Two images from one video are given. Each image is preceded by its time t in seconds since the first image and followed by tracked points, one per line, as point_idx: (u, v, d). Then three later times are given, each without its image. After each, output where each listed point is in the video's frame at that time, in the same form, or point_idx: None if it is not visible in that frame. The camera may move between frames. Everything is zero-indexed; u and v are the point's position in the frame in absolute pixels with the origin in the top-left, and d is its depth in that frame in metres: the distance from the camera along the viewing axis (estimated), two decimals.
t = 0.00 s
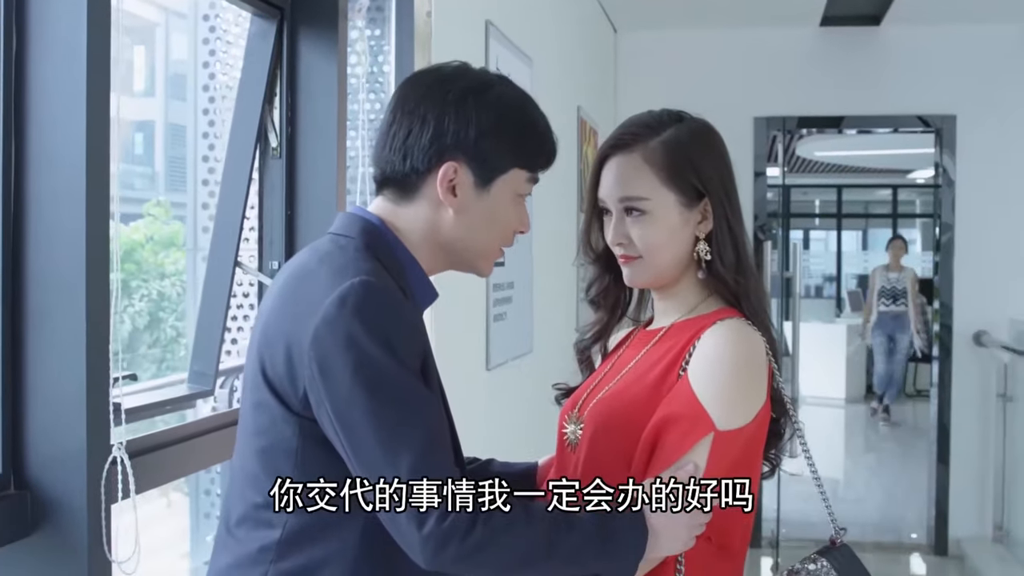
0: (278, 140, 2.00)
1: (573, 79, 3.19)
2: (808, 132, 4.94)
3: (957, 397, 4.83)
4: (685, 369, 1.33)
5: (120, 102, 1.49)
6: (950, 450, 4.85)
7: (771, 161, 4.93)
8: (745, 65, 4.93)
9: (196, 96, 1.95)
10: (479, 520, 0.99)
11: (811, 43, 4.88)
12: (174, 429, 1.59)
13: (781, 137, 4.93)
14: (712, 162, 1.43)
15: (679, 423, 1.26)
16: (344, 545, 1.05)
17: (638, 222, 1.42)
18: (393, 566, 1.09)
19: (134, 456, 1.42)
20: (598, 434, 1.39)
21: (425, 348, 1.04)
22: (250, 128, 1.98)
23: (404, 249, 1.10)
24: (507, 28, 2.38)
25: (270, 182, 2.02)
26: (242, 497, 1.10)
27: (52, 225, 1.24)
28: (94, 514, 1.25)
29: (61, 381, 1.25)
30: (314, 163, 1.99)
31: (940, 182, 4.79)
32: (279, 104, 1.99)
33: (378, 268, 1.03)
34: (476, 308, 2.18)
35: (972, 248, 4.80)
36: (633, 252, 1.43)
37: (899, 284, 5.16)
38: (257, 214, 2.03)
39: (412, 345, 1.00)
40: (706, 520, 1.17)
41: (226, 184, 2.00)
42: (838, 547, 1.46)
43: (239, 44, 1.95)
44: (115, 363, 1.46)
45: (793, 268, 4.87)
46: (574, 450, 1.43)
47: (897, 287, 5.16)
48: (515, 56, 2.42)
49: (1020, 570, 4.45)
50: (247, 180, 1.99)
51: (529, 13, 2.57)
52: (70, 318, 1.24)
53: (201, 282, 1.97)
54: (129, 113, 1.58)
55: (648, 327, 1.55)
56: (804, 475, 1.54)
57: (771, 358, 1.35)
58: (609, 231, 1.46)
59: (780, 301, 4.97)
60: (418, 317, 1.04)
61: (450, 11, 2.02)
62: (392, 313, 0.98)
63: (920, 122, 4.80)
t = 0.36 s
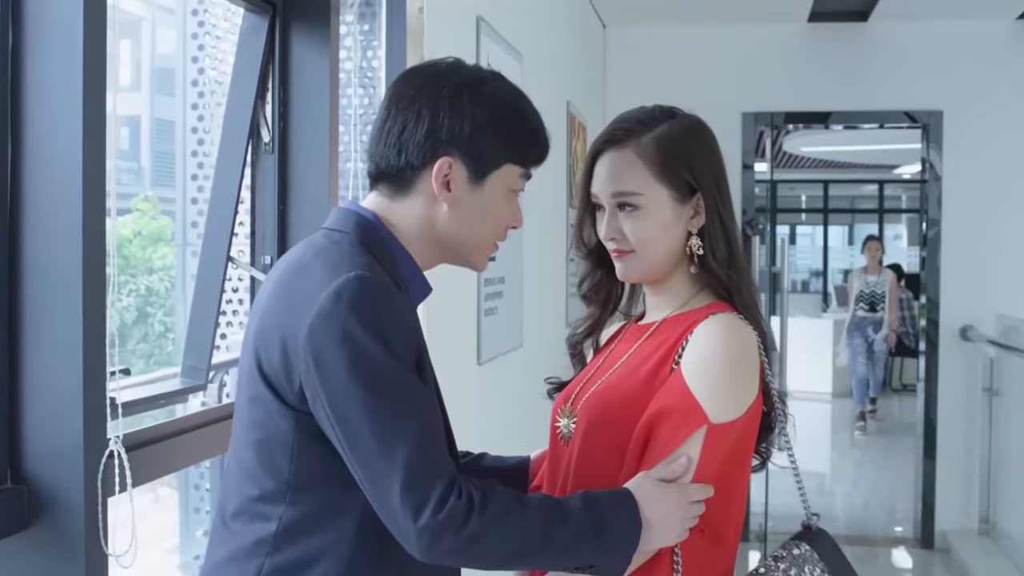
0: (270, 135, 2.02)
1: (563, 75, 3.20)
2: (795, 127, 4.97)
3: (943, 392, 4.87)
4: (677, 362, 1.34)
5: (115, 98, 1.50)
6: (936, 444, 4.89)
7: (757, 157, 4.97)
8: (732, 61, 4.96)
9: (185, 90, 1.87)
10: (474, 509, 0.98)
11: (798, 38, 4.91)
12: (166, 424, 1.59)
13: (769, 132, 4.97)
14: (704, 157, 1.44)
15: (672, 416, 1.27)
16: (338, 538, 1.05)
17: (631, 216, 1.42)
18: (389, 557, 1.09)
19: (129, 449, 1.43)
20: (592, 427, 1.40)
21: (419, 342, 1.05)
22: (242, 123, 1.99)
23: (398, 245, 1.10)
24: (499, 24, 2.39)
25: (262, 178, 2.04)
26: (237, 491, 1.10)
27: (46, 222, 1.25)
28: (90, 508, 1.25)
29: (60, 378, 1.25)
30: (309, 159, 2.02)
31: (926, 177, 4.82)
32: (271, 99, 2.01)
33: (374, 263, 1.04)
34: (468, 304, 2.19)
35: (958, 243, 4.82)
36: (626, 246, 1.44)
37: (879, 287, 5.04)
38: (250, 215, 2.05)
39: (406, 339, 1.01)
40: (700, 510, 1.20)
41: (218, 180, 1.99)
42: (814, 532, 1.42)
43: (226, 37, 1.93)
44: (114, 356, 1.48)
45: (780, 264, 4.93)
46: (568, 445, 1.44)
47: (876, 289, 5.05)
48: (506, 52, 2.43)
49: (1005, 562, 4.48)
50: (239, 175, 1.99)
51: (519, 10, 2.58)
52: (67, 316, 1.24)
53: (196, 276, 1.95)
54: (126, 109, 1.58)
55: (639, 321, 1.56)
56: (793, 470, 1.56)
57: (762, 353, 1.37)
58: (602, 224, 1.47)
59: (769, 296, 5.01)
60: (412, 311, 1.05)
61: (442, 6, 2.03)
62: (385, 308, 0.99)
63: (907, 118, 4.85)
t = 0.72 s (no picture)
0: (264, 130, 2.03)
1: (555, 71, 3.21)
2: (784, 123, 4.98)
3: (931, 386, 4.88)
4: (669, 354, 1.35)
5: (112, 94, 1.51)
6: (925, 439, 4.91)
7: (747, 152, 4.99)
8: (722, 57, 4.97)
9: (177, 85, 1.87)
10: (471, 502, 0.99)
11: (788, 34, 4.92)
12: (161, 418, 1.60)
13: (759, 128, 4.98)
14: (695, 153, 1.45)
15: (664, 408, 1.28)
16: (336, 530, 1.06)
17: (623, 211, 1.43)
18: (387, 549, 1.10)
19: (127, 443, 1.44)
20: (585, 421, 1.41)
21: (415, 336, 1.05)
22: (236, 118, 1.99)
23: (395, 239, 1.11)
24: (491, 20, 2.40)
25: (256, 172, 2.04)
26: (235, 484, 1.11)
27: (43, 219, 1.25)
28: (89, 503, 1.26)
29: (58, 373, 1.25)
30: (301, 154, 2.03)
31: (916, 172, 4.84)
32: (265, 94, 2.01)
33: (370, 257, 1.05)
34: (461, 299, 2.20)
35: (947, 238, 4.84)
36: (618, 241, 1.45)
37: (862, 278, 5.14)
38: (243, 214, 2.05)
39: (402, 332, 1.02)
40: (693, 501, 1.20)
41: (213, 175, 2.00)
42: (781, 514, 1.42)
43: (217, 33, 1.95)
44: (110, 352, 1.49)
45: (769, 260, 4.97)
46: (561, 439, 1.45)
47: (859, 280, 5.15)
48: (499, 48, 2.44)
49: (992, 555, 4.50)
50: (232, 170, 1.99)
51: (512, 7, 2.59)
52: (67, 311, 1.25)
53: (189, 270, 1.96)
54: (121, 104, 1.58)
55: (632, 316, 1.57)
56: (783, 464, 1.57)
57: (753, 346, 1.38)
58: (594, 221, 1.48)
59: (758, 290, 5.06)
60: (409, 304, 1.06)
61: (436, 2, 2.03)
62: (381, 301, 1.00)
63: (895, 113, 4.86)
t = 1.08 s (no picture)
0: (258, 127, 2.03)
1: (545, 69, 3.22)
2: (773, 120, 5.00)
3: (919, 382, 4.90)
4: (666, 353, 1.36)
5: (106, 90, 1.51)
6: (913, 434, 4.92)
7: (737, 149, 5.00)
8: (711, 54, 4.98)
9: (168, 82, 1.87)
10: (470, 500, 1.00)
11: (776, 31, 4.94)
12: (157, 414, 1.60)
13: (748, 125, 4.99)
14: (688, 149, 1.46)
15: (662, 406, 1.29)
16: (337, 525, 1.06)
17: (618, 207, 1.44)
18: (386, 543, 1.11)
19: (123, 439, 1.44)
20: (583, 418, 1.42)
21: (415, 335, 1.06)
22: (229, 115, 2.00)
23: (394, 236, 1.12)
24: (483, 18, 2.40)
25: (250, 170, 2.05)
26: (235, 480, 1.11)
27: (42, 215, 1.25)
28: (86, 499, 1.26)
29: (55, 369, 1.26)
30: (296, 153, 2.04)
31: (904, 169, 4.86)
32: (259, 91, 2.02)
33: (371, 256, 1.05)
34: (453, 295, 2.20)
35: (936, 234, 4.86)
36: (612, 236, 1.45)
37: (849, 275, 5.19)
38: (236, 212, 2.05)
39: (402, 331, 1.03)
40: (689, 499, 1.21)
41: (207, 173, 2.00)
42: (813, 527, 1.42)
43: (208, 30, 1.93)
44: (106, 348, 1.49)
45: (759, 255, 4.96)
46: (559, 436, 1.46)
47: (846, 277, 5.17)
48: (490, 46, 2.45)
49: (980, 549, 4.52)
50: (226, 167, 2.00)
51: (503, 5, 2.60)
52: (64, 307, 1.25)
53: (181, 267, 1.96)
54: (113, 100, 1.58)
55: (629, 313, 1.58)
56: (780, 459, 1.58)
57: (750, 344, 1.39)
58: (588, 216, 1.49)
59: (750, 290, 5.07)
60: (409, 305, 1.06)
61: None
62: (382, 301, 1.01)
63: (883, 111, 4.87)
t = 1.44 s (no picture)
0: (251, 126, 2.04)
1: (536, 70, 3.23)
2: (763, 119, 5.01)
3: (908, 381, 4.92)
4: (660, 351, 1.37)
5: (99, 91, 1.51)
6: (902, 434, 4.94)
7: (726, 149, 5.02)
8: (700, 53, 5.00)
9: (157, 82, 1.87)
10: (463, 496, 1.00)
11: (766, 31, 4.95)
12: (152, 413, 1.61)
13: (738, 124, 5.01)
14: (682, 148, 1.47)
15: (654, 403, 1.30)
16: (333, 522, 1.07)
17: (614, 206, 1.44)
18: (383, 540, 1.11)
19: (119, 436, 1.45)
20: (578, 415, 1.43)
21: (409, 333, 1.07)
22: (222, 114, 2.00)
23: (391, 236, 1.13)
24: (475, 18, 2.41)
25: (243, 169, 2.06)
26: (233, 477, 1.12)
27: (40, 213, 1.26)
28: (84, 498, 1.27)
29: (53, 368, 1.26)
30: (288, 151, 2.04)
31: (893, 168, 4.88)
32: (252, 90, 2.03)
33: (367, 254, 1.06)
34: (447, 295, 2.21)
35: (924, 233, 4.88)
36: (608, 236, 1.46)
37: (836, 279, 5.21)
38: (230, 211, 2.05)
39: (396, 330, 1.03)
40: (683, 494, 1.21)
41: (200, 174, 2.00)
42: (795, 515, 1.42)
43: (198, 29, 1.94)
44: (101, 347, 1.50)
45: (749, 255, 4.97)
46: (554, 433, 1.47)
47: (835, 281, 5.20)
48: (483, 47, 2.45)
49: (968, 548, 4.55)
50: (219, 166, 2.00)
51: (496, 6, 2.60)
52: (60, 305, 1.25)
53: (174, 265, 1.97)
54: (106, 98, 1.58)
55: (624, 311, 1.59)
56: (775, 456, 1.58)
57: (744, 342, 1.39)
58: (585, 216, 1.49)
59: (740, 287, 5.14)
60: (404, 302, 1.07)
61: None
62: (376, 300, 1.01)
63: (872, 111, 4.89)
